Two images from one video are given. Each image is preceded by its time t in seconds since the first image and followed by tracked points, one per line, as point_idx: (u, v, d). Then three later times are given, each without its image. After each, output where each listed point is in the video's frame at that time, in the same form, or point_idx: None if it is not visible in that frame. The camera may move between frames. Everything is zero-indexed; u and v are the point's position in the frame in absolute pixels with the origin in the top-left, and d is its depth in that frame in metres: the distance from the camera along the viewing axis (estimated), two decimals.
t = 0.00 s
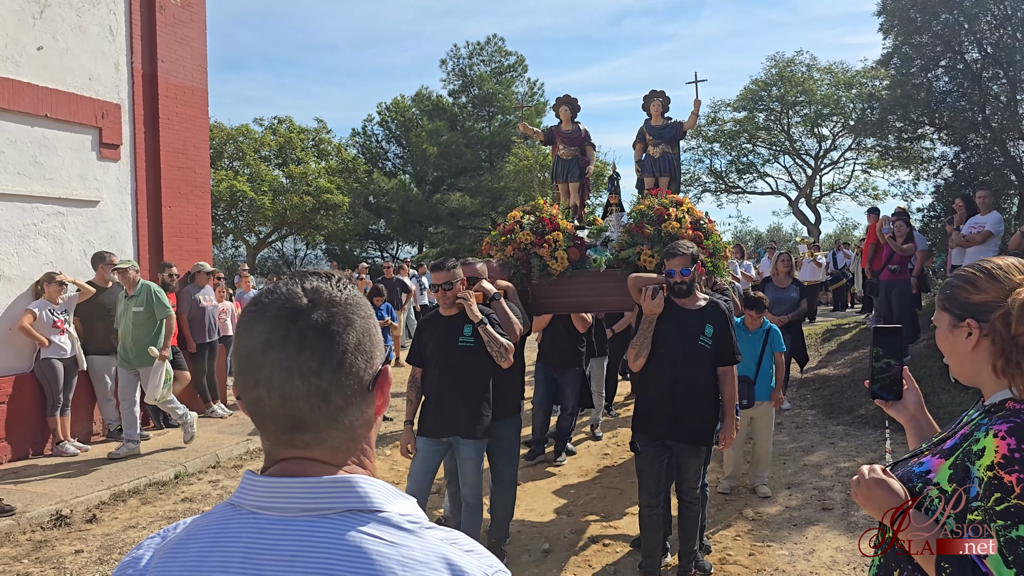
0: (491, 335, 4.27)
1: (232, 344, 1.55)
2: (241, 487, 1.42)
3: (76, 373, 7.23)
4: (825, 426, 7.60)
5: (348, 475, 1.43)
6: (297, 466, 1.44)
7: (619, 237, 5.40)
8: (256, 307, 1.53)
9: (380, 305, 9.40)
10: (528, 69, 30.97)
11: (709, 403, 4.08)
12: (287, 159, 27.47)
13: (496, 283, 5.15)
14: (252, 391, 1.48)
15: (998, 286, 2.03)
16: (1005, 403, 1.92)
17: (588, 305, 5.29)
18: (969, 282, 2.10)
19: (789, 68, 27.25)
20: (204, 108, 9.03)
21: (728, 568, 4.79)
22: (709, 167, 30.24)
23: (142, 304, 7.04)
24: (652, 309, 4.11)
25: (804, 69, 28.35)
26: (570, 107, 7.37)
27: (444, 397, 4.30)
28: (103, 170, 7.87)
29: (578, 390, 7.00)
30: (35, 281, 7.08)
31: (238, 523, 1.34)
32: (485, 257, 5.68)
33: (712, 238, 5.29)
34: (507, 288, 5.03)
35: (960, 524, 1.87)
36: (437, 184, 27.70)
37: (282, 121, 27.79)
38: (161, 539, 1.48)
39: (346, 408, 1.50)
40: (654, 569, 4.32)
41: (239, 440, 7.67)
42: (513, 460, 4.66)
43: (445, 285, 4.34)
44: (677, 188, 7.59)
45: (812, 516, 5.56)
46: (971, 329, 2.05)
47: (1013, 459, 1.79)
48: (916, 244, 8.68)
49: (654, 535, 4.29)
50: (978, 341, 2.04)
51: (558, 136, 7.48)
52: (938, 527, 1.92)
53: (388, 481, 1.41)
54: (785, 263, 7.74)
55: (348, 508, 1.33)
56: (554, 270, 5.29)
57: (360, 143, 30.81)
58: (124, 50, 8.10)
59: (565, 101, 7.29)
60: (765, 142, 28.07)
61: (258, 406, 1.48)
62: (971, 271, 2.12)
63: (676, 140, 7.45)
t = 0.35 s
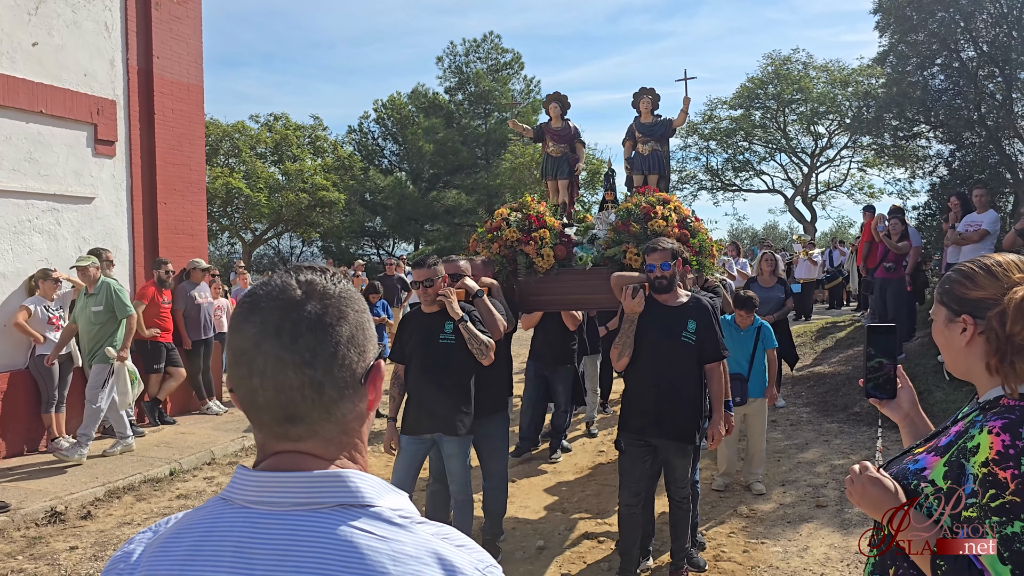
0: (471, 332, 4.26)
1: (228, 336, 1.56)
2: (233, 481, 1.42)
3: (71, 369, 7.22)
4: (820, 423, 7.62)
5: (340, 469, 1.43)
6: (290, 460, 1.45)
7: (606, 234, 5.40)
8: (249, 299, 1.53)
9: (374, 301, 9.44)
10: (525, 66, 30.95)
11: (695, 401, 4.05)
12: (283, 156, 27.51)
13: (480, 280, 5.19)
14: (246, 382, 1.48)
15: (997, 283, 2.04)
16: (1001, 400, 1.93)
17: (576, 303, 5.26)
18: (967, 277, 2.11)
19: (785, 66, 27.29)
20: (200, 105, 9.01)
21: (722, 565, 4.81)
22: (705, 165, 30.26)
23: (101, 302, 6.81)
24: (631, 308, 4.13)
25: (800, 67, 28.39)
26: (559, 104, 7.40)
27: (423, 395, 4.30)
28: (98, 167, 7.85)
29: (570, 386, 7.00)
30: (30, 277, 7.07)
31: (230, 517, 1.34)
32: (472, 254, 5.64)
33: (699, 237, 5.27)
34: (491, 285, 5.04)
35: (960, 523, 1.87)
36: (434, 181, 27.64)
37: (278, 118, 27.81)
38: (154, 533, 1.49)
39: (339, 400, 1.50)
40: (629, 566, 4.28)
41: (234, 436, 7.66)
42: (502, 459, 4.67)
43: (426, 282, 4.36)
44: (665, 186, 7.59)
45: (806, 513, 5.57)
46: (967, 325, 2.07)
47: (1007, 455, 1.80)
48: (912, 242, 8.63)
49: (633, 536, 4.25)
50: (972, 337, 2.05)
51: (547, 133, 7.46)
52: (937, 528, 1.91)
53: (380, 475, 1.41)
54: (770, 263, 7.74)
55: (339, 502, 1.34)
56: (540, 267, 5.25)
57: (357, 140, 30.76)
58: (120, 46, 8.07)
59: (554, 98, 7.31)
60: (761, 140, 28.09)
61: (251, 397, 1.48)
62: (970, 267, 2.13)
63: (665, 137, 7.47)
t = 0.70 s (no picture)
0: (430, 336, 4.24)
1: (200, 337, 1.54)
2: (205, 487, 1.39)
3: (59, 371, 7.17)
4: (812, 424, 7.62)
5: (312, 474, 1.41)
6: (262, 464, 1.42)
7: (575, 236, 5.55)
8: (222, 299, 1.52)
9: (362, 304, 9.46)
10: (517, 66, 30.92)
11: (657, 404, 4.03)
12: (275, 156, 27.45)
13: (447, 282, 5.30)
14: (218, 382, 1.47)
15: (974, 282, 2.10)
16: (989, 399, 1.91)
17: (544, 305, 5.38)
18: (953, 277, 2.17)
19: (777, 66, 27.35)
20: (190, 105, 8.95)
21: (714, 566, 4.79)
22: (698, 164, 30.29)
23: (39, 310, 6.41)
24: (590, 313, 4.12)
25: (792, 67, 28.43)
26: (534, 104, 7.46)
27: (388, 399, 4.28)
28: (87, 167, 7.81)
29: (552, 386, 7.06)
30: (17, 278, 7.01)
31: (202, 522, 1.32)
32: (442, 256, 5.78)
33: (667, 239, 5.44)
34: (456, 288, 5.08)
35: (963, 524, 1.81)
36: (426, 182, 27.53)
37: (269, 118, 27.75)
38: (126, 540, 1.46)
39: (313, 400, 1.48)
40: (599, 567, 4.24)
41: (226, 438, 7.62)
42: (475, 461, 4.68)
43: (386, 284, 4.33)
44: (639, 187, 7.59)
45: (798, 513, 5.57)
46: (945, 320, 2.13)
47: (994, 454, 1.79)
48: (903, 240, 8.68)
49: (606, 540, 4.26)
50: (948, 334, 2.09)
51: (523, 133, 7.48)
52: (938, 529, 1.87)
53: (353, 480, 1.39)
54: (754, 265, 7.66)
55: (311, 507, 1.32)
56: (509, 269, 5.42)
57: (348, 140, 30.65)
58: (108, 46, 8.03)
59: (529, 99, 7.34)
60: (753, 139, 28.12)
61: (223, 397, 1.46)
62: (960, 268, 2.17)
63: (638, 138, 7.49)
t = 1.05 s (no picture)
0: (400, 339, 4.26)
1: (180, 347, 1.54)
2: (188, 495, 1.40)
3: (53, 376, 7.14)
4: (806, 425, 7.65)
5: (293, 481, 1.41)
6: (244, 471, 1.43)
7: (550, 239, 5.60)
8: (202, 308, 1.52)
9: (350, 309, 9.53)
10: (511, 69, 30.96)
11: (622, 407, 4.02)
12: (269, 160, 27.44)
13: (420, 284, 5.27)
14: (198, 391, 1.47)
15: (974, 285, 2.08)
16: (982, 400, 1.93)
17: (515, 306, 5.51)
18: (952, 278, 2.16)
19: (770, 68, 27.44)
20: (184, 109, 8.93)
21: (709, 569, 4.81)
22: (692, 167, 30.34)
23: None
24: (557, 318, 4.12)
25: (786, 69, 28.51)
26: (512, 107, 7.45)
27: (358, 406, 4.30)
28: (80, 172, 7.79)
29: (534, 390, 7.05)
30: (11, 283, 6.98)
31: (184, 531, 1.33)
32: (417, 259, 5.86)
33: (642, 242, 5.45)
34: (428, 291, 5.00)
35: (959, 522, 1.80)
36: (421, 185, 27.46)
37: (264, 122, 27.76)
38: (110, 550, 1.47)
39: (293, 408, 1.49)
40: None
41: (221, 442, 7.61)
42: (458, 465, 4.65)
43: (354, 289, 4.35)
44: (616, 191, 7.64)
45: (792, 515, 5.59)
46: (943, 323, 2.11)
47: (984, 455, 1.80)
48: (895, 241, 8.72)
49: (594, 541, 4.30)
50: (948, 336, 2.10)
51: (500, 136, 7.52)
52: (934, 528, 1.86)
53: (335, 485, 1.40)
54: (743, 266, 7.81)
55: (293, 514, 1.32)
56: (483, 272, 5.51)
57: (343, 144, 30.61)
58: (101, 50, 8.02)
59: (507, 102, 7.37)
60: (747, 142, 28.21)
61: (204, 407, 1.47)
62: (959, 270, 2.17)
63: (616, 141, 7.53)
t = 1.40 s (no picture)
0: (384, 340, 4.25)
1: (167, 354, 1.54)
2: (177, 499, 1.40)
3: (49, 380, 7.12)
4: (803, 425, 7.66)
5: (283, 484, 1.41)
6: (233, 475, 1.43)
7: (536, 242, 5.62)
8: (189, 313, 1.52)
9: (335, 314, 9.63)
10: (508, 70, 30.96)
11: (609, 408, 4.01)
12: (265, 161, 27.40)
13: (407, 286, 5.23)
14: (185, 397, 1.47)
15: (982, 287, 2.07)
16: (981, 404, 1.95)
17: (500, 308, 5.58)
18: (954, 279, 2.15)
19: (766, 69, 27.48)
20: (180, 111, 8.92)
21: (706, 570, 4.81)
22: (688, 167, 30.36)
23: None
24: (541, 321, 4.10)
25: (782, 69, 28.53)
26: (500, 108, 7.45)
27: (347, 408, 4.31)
28: (76, 174, 7.78)
29: (524, 393, 7.03)
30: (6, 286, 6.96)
31: (173, 535, 1.32)
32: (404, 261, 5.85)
33: (628, 245, 5.45)
34: (415, 292, 4.94)
35: (960, 524, 1.80)
36: (417, 186, 27.41)
37: (260, 124, 27.74)
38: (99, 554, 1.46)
39: (281, 412, 1.49)
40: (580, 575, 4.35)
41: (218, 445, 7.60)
42: (445, 467, 4.65)
43: (338, 292, 4.38)
44: (605, 193, 7.64)
45: (789, 516, 5.59)
46: (949, 326, 2.10)
47: (982, 458, 1.81)
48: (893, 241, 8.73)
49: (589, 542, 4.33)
50: (953, 339, 2.09)
51: (489, 138, 7.54)
52: (934, 530, 1.86)
53: (324, 488, 1.40)
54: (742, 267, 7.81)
55: (283, 517, 1.32)
56: (470, 274, 5.53)
57: (339, 145, 30.58)
58: (97, 52, 8.00)
59: (496, 103, 7.38)
60: (743, 143, 28.22)
61: (191, 412, 1.46)
62: (960, 271, 2.16)
63: (605, 143, 7.55)
